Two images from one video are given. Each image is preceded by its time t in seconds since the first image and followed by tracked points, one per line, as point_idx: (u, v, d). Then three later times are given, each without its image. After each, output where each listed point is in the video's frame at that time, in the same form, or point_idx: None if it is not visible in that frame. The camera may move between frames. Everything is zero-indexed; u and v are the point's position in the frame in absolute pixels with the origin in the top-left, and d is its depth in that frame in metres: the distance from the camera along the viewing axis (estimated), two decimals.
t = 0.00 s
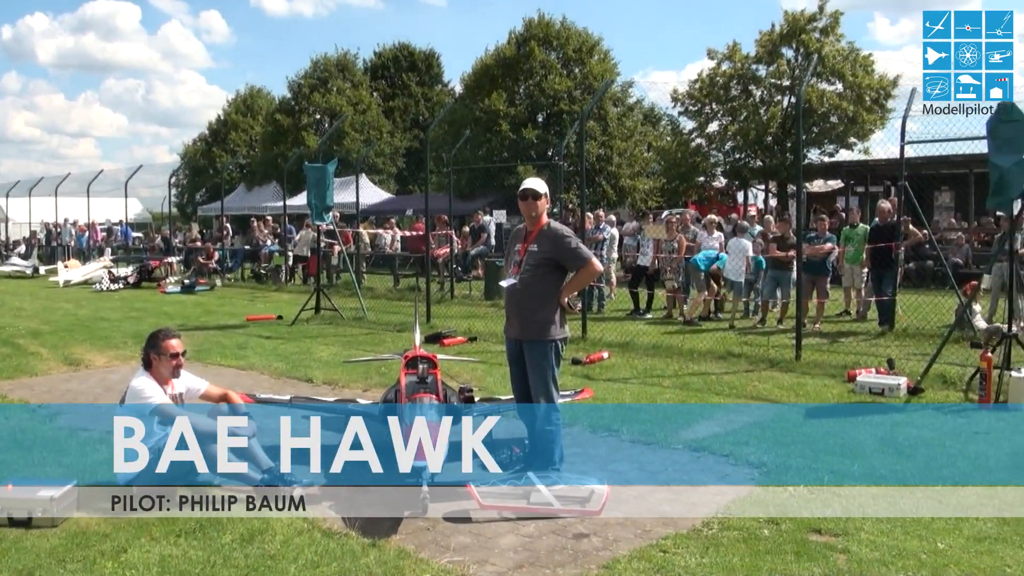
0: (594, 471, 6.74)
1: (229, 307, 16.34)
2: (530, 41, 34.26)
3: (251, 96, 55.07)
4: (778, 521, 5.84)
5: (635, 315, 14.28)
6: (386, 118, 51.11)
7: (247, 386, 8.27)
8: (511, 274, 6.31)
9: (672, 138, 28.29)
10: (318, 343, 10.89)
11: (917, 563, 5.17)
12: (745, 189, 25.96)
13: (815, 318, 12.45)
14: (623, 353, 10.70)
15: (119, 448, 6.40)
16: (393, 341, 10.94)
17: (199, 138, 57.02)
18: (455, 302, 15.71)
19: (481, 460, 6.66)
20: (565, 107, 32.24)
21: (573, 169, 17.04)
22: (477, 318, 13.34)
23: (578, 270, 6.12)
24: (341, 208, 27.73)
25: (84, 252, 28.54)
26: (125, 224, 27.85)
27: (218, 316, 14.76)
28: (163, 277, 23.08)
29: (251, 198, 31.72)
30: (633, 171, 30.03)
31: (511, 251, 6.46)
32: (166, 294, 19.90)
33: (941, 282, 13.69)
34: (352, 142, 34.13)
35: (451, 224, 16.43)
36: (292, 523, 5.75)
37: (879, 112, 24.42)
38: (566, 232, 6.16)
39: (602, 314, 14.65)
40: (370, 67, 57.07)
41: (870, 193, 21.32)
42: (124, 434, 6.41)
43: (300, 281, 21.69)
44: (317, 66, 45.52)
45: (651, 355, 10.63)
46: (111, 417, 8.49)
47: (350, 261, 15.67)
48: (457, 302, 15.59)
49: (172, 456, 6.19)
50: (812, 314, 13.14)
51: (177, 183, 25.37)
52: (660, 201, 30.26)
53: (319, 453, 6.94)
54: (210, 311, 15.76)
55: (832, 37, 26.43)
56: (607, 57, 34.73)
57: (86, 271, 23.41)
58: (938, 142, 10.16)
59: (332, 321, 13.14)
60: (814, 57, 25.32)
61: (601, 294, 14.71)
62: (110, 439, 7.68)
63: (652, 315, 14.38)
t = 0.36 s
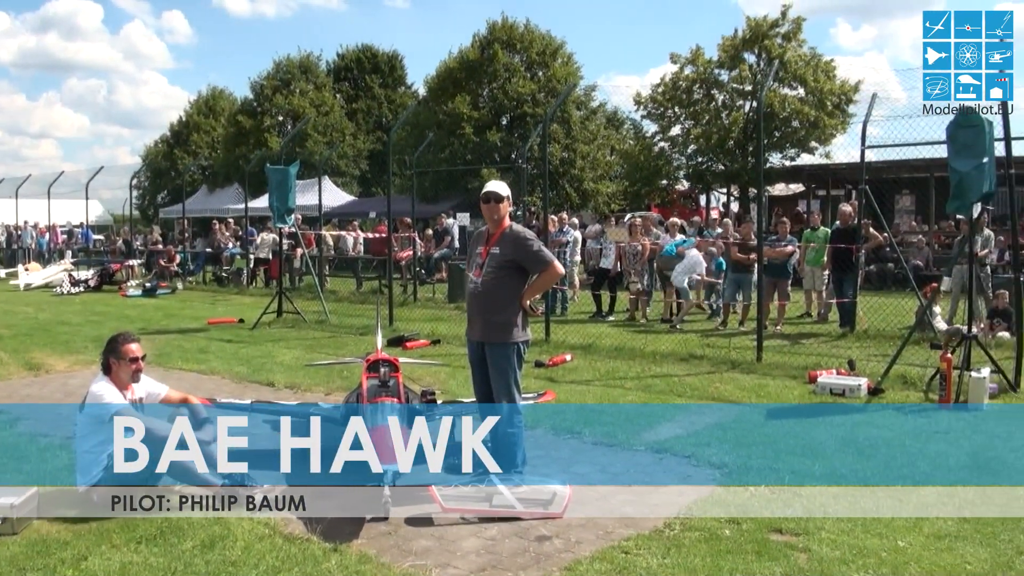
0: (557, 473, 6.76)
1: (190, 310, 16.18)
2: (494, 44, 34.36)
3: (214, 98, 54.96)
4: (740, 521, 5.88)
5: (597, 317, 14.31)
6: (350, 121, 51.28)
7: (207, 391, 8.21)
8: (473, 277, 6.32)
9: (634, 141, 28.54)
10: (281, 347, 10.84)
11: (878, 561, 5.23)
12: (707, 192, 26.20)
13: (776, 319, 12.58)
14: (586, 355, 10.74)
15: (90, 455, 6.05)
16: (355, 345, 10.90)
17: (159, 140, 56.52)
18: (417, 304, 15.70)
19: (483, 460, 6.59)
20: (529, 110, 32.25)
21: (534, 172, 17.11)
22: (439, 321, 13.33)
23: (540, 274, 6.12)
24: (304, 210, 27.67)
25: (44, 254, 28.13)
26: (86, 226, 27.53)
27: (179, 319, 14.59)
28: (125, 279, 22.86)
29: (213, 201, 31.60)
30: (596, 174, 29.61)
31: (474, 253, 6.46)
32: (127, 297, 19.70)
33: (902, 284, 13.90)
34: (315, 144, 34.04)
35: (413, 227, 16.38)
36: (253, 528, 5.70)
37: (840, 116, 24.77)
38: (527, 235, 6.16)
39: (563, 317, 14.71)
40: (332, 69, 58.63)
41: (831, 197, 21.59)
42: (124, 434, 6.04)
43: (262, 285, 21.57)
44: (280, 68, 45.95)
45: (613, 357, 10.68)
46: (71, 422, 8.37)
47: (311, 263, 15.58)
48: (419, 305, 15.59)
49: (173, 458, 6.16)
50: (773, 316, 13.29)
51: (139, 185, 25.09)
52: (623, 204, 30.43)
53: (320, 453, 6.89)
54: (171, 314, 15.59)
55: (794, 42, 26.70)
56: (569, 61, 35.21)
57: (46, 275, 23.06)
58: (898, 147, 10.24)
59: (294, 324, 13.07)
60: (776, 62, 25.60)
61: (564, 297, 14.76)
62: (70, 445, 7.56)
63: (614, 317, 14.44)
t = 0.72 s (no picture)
0: (521, 472, 6.78)
1: (152, 311, 16.02)
2: (458, 43, 34.35)
3: (176, 95, 54.50)
4: (703, 517, 5.92)
5: (561, 316, 14.36)
6: (315, 119, 51.17)
7: (169, 392, 8.13)
8: (436, 276, 6.32)
9: (598, 141, 28.69)
10: (244, 347, 10.77)
11: (840, 555, 5.30)
12: (671, 192, 26.41)
13: (739, 318, 12.70)
14: (549, 354, 10.77)
15: (53, 459, 5.96)
16: (318, 345, 10.87)
17: (120, 138, 55.79)
18: (380, 304, 15.68)
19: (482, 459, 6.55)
20: (494, 109, 32.39)
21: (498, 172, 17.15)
22: (404, 321, 13.32)
23: (503, 273, 6.13)
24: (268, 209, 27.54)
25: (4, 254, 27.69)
26: (46, 226, 27.15)
27: (141, 320, 14.43)
28: (86, 280, 22.61)
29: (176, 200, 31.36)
30: (560, 172, 30.04)
31: (436, 252, 6.45)
32: (88, 298, 19.46)
33: (863, 282, 14.08)
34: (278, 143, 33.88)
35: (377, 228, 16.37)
36: (216, 530, 5.67)
37: (802, 116, 25.04)
38: (491, 234, 6.17)
39: (528, 315, 14.75)
40: (296, 66, 58.61)
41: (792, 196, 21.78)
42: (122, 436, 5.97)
43: (226, 285, 21.44)
44: (243, 65, 45.77)
45: (576, 356, 10.72)
46: (31, 425, 8.26)
47: (274, 263, 15.50)
48: (383, 304, 15.57)
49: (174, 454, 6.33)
50: (735, 315, 13.41)
51: (100, 184, 24.78)
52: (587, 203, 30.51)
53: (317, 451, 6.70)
54: (133, 315, 15.41)
55: (756, 43, 26.90)
56: (534, 60, 35.34)
57: (6, 275, 22.69)
58: (859, 147, 10.34)
59: (257, 324, 12.99)
60: (739, 63, 25.78)
61: (528, 296, 14.80)
62: (30, 448, 7.45)
63: (578, 316, 14.49)
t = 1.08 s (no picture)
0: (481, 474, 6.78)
1: (110, 313, 15.82)
2: (419, 44, 34.33)
3: (135, 95, 53.87)
4: (662, 517, 5.96)
5: (523, 318, 14.43)
6: (275, 120, 50.90)
7: (124, 396, 8.02)
8: (396, 278, 6.31)
9: (559, 143, 28.82)
10: (202, 350, 10.68)
11: (798, 554, 5.36)
12: (631, 194, 26.61)
13: (697, 319, 12.85)
14: (510, 356, 10.80)
15: (8, 465, 5.81)
16: (277, 348, 10.80)
17: (76, 138, 54.98)
18: (341, 306, 15.64)
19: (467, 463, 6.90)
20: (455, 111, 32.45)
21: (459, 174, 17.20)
22: (364, 323, 13.29)
23: (463, 276, 6.13)
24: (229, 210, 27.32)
25: None
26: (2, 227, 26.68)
27: (99, 323, 14.24)
28: (43, 282, 22.27)
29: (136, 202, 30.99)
30: (521, 174, 30.23)
31: (396, 254, 6.44)
32: (45, 301, 19.18)
33: (822, 284, 14.28)
34: (239, 143, 33.60)
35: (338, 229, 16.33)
36: (173, 536, 5.60)
37: (761, 120, 25.42)
38: (450, 237, 6.16)
39: (489, 317, 14.79)
40: (256, 66, 58.30)
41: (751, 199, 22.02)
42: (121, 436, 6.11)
43: (186, 287, 21.25)
44: (203, 65, 45.39)
45: (536, 357, 10.75)
46: None
47: (233, 265, 15.38)
48: (344, 307, 15.53)
49: (171, 457, 6.74)
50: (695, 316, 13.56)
51: (58, 185, 24.41)
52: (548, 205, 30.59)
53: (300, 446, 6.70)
54: (90, 318, 15.20)
55: (716, 47, 27.14)
56: (495, 62, 35.41)
57: None
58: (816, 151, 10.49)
59: (216, 327, 12.88)
60: (698, 67, 26.01)
61: (489, 298, 14.85)
62: None
63: (539, 318, 14.55)
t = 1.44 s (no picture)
0: (436, 480, 6.77)
1: (60, 320, 15.52)
2: (373, 48, 34.22)
3: (86, 97, 52.98)
4: (617, 520, 6.00)
5: (478, 322, 14.45)
6: (228, 123, 50.38)
7: (73, 405, 7.88)
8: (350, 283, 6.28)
9: (514, 148, 28.87)
10: (155, 357, 10.53)
11: (751, 553, 5.43)
12: (586, 199, 26.76)
13: (651, 323, 12.98)
14: (465, 360, 10.79)
15: None
16: (231, 354, 10.70)
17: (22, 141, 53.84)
18: (295, 312, 15.53)
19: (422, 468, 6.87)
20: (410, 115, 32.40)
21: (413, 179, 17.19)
22: (318, 328, 13.21)
23: (418, 281, 6.12)
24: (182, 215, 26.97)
25: None
26: None
27: (49, 330, 13.96)
28: None
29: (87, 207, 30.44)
30: (476, 179, 30.32)
31: (351, 259, 6.42)
32: None
33: (774, 288, 14.49)
34: (192, 146, 33.18)
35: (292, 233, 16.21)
36: (126, 547, 5.51)
37: (714, 126, 25.79)
38: (405, 242, 6.15)
39: (444, 322, 14.79)
40: (209, 70, 57.74)
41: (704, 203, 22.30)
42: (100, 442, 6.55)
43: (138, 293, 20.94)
44: (155, 68, 44.78)
45: (492, 362, 10.76)
46: None
47: (185, 270, 15.16)
48: (298, 312, 15.41)
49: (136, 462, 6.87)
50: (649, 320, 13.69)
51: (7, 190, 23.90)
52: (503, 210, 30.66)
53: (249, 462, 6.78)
54: (40, 325, 14.90)
55: (669, 53, 27.38)
56: (449, 66, 35.24)
57: None
58: (767, 156, 10.64)
59: (169, 334, 12.70)
60: (652, 73, 26.26)
61: (444, 303, 14.86)
62: None
63: (494, 322, 14.58)
